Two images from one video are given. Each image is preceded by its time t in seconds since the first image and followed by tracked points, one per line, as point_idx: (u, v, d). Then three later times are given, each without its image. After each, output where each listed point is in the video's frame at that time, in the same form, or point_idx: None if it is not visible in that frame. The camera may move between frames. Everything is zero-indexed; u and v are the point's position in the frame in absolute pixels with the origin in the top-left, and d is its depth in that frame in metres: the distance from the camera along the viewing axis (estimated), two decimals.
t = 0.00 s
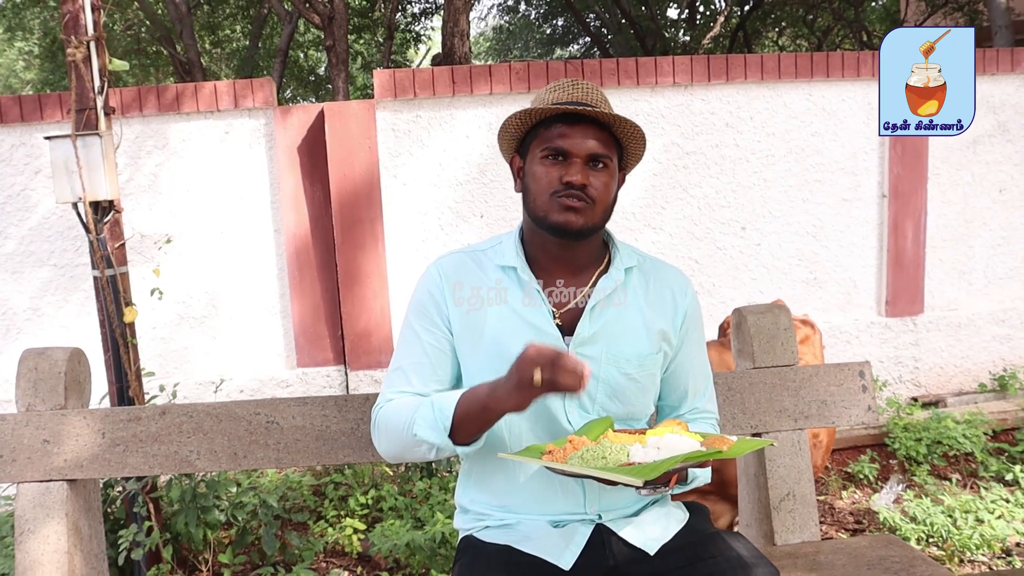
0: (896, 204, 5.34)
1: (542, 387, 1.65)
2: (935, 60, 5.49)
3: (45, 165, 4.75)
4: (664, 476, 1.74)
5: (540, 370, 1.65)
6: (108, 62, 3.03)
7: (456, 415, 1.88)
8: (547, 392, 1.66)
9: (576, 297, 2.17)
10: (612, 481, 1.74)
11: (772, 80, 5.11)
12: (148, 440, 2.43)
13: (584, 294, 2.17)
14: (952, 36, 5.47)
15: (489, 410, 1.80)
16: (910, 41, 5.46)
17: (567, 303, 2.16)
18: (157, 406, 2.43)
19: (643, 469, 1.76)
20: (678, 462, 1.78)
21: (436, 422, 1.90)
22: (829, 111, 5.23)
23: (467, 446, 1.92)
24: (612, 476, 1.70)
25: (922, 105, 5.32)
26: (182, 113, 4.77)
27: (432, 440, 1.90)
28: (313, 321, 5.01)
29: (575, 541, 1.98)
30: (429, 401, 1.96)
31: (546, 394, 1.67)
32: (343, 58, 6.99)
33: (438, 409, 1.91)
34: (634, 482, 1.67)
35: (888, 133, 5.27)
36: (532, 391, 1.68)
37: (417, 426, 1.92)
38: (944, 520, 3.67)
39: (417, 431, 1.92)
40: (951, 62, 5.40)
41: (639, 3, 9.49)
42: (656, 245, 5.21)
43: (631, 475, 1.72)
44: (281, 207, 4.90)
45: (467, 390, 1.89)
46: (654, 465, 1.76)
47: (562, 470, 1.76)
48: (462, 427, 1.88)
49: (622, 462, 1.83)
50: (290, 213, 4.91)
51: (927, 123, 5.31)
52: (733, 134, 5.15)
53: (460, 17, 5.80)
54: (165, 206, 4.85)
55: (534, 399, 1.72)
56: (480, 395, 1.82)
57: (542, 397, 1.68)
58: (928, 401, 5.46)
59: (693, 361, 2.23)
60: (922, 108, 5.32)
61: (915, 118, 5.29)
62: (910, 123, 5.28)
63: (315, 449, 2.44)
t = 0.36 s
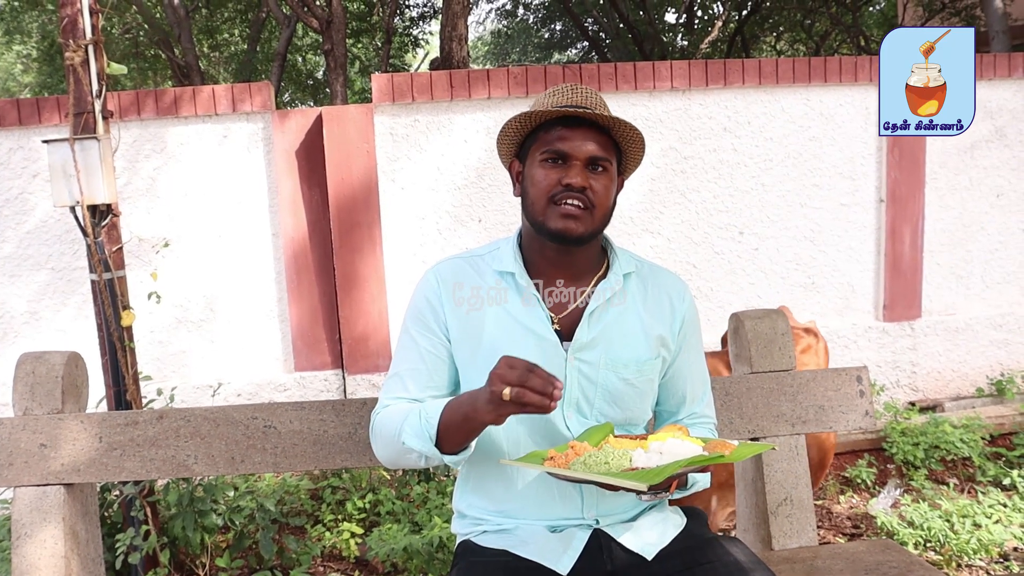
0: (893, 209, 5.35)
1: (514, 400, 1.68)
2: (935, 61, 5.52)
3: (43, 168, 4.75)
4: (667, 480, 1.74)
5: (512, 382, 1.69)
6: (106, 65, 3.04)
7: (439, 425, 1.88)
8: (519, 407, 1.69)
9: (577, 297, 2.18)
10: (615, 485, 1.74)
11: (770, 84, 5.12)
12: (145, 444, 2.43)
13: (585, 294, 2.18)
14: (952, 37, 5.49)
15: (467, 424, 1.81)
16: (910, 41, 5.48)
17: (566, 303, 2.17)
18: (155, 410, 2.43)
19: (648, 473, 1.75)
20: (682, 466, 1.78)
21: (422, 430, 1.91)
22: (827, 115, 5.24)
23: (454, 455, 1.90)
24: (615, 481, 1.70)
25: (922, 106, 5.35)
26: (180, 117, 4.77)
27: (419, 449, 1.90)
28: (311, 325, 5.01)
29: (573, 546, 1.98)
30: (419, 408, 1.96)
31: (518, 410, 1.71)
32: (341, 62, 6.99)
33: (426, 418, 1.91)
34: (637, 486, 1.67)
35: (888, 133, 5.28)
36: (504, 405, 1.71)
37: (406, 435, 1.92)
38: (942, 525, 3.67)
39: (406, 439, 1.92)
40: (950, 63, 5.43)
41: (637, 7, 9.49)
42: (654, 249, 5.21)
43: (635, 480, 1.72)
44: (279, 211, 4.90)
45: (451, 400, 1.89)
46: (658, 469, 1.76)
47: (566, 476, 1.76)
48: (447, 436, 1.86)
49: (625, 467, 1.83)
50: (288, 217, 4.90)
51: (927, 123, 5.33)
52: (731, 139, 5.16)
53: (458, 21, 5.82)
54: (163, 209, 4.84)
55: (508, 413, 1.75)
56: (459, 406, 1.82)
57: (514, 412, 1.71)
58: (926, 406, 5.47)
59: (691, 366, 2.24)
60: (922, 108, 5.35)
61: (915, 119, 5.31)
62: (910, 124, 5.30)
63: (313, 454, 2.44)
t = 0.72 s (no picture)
0: (896, 209, 5.34)
1: (518, 384, 1.70)
2: (935, 60, 5.51)
3: (45, 168, 4.75)
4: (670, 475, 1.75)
5: (516, 367, 1.71)
6: (108, 65, 3.04)
7: (441, 420, 1.89)
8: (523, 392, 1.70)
9: (577, 297, 2.16)
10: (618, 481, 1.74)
11: (772, 84, 5.12)
12: (148, 444, 2.43)
13: (585, 294, 2.16)
14: (953, 36, 5.49)
15: (470, 415, 1.82)
16: (910, 40, 5.48)
17: (567, 303, 2.16)
18: (157, 410, 2.43)
19: (649, 468, 1.75)
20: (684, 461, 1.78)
21: (424, 426, 1.92)
22: (828, 116, 5.24)
23: (455, 451, 1.91)
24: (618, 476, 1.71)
25: (922, 105, 5.34)
26: (182, 117, 4.77)
27: (422, 444, 1.91)
28: (313, 325, 5.01)
29: (575, 545, 1.98)
30: (421, 404, 1.96)
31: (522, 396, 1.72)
32: (342, 62, 6.99)
33: (428, 414, 1.92)
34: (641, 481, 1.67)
35: (889, 133, 5.28)
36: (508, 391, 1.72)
37: (408, 430, 1.93)
38: (944, 525, 3.67)
39: (407, 434, 1.93)
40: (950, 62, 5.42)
41: (639, 7, 9.49)
42: (655, 249, 5.21)
43: (637, 475, 1.72)
44: (282, 211, 4.90)
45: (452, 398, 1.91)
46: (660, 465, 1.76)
47: (567, 472, 1.76)
48: (448, 431, 1.88)
49: (627, 464, 1.83)
50: (290, 218, 4.91)
51: (928, 123, 5.32)
52: (733, 139, 5.16)
53: (460, 21, 5.81)
54: (165, 209, 4.85)
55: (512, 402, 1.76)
56: (462, 400, 1.84)
57: (518, 398, 1.72)
58: (928, 406, 5.47)
59: (692, 365, 2.24)
60: (923, 108, 5.34)
61: (916, 119, 5.31)
62: (911, 124, 5.30)
63: (316, 453, 2.44)
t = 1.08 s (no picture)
0: (896, 208, 5.33)
1: (536, 415, 1.72)
2: (935, 60, 5.51)
3: (46, 167, 4.75)
4: (669, 484, 1.75)
5: (536, 397, 1.72)
6: (109, 64, 3.04)
7: (447, 424, 1.88)
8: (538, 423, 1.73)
9: (577, 297, 2.15)
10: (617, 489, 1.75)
11: (773, 84, 5.12)
12: (148, 442, 2.43)
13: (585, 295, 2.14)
14: (952, 36, 5.49)
15: (479, 425, 1.82)
16: (910, 40, 5.48)
17: (567, 303, 2.15)
18: (158, 409, 2.43)
19: (648, 476, 1.76)
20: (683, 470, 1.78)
21: (428, 431, 1.91)
22: (829, 115, 5.23)
23: (458, 457, 1.91)
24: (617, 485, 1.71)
25: (922, 105, 5.33)
26: (183, 116, 4.78)
27: (423, 449, 1.90)
28: (313, 324, 5.01)
29: (574, 544, 1.99)
30: (424, 406, 1.96)
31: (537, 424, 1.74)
32: (343, 61, 6.99)
33: (431, 419, 1.91)
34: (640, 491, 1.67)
35: (888, 133, 5.28)
36: (523, 418, 1.74)
37: (411, 434, 1.92)
38: (944, 524, 3.67)
39: (411, 438, 1.92)
40: (950, 61, 5.42)
41: (640, 7, 9.49)
42: (656, 248, 5.21)
43: (636, 484, 1.72)
44: (282, 210, 4.90)
45: (460, 402, 1.90)
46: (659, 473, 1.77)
47: (565, 479, 1.77)
48: (453, 437, 1.87)
49: (626, 470, 1.84)
50: (291, 217, 4.91)
51: (927, 123, 5.32)
52: (733, 138, 5.15)
53: (461, 20, 5.81)
54: (165, 208, 4.85)
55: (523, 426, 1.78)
56: (472, 407, 1.84)
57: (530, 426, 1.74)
58: (928, 406, 5.47)
59: (691, 363, 2.24)
60: (922, 108, 5.33)
61: (915, 118, 5.30)
62: (910, 123, 5.29)
63: (316, 452, 2.44)
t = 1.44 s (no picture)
0: (897, 210, 5.33)
1: (526, 418, 1.75)
2: (935, 61, 5.50)
3: (47, 167, 4.76)
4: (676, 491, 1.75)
5: (529, 402, 1.76)
6: (110, 64, 3.04)
7: (449, 429, 1.91)
8: (529, 427, 1.76)
9: (577, 297, 2.17)
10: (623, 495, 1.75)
11: (774, 85, 5.12)
12: (149, 442, 2.43)
13: (586, 295, 2.17)
14: (953, 37, 5.49)
15: (476, 432, 1.85)
16: (910, 40, 5.48)
17: (567, 303, 2.17)
18: (159, 408, 2.43)
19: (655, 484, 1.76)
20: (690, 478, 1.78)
21: (429, 437, 1.92)
22: (830, 117, 5.24)
23: (461, 460, 1.93)
24: (623, 492, 1.71)
25: (922, 106, 5.33)
26: (184, 116, 4.78)
27: (425, 454, 1.92)
28: (315, 324, 5.01)
29: (576, 546, 1.98)
30: (426, 412, 1.97)
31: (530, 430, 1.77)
32: (345, 62, 6.99)
33: (433, 425, 1.92)
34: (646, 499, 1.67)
35: (889, 133, 5.27)
36: (517, 420, 1.77)
37: (413, 439, 1.94)
38: (945, 526, 3.67)
39: (413, 442, 1.94)
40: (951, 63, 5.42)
41: (641, 8, 9.50)
42: (657, 250, 5.21)
43: (643, 491, 1.72)
44: (283, 211, 4.90)
45: (465, 408, 1.93)
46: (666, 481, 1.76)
47: (572, 484, 1.76)
48: (455, 442, 1.90)
49: (632, 477, 1.84)
50: (292, 218, 4.91)
51: (927, 123, 5.32)
52: (734, 140, 5.16)
53: (462, 21, 5.81)
54: (167, 208, 4.85)
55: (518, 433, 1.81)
56: (471, 415, 1.87)
57: (522, 432, 1.77)
58: (929, 407, 5.47)
59: (697, 370, 2.24)
60: (923, 108, 5.33)
61: (915, 118, 5.30)
62: (910, 123, 5.29)
63: (317, 453, 2.44)
